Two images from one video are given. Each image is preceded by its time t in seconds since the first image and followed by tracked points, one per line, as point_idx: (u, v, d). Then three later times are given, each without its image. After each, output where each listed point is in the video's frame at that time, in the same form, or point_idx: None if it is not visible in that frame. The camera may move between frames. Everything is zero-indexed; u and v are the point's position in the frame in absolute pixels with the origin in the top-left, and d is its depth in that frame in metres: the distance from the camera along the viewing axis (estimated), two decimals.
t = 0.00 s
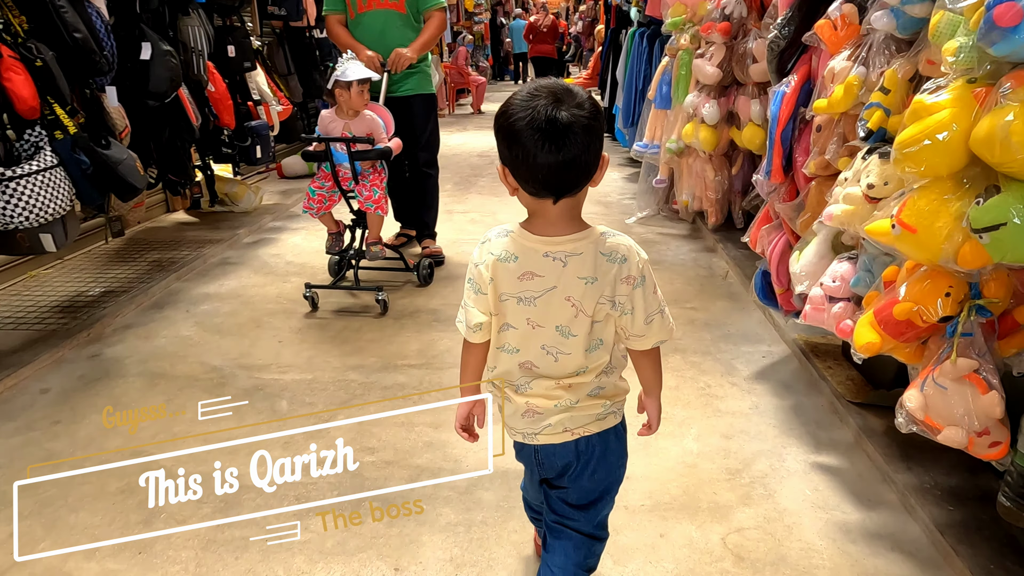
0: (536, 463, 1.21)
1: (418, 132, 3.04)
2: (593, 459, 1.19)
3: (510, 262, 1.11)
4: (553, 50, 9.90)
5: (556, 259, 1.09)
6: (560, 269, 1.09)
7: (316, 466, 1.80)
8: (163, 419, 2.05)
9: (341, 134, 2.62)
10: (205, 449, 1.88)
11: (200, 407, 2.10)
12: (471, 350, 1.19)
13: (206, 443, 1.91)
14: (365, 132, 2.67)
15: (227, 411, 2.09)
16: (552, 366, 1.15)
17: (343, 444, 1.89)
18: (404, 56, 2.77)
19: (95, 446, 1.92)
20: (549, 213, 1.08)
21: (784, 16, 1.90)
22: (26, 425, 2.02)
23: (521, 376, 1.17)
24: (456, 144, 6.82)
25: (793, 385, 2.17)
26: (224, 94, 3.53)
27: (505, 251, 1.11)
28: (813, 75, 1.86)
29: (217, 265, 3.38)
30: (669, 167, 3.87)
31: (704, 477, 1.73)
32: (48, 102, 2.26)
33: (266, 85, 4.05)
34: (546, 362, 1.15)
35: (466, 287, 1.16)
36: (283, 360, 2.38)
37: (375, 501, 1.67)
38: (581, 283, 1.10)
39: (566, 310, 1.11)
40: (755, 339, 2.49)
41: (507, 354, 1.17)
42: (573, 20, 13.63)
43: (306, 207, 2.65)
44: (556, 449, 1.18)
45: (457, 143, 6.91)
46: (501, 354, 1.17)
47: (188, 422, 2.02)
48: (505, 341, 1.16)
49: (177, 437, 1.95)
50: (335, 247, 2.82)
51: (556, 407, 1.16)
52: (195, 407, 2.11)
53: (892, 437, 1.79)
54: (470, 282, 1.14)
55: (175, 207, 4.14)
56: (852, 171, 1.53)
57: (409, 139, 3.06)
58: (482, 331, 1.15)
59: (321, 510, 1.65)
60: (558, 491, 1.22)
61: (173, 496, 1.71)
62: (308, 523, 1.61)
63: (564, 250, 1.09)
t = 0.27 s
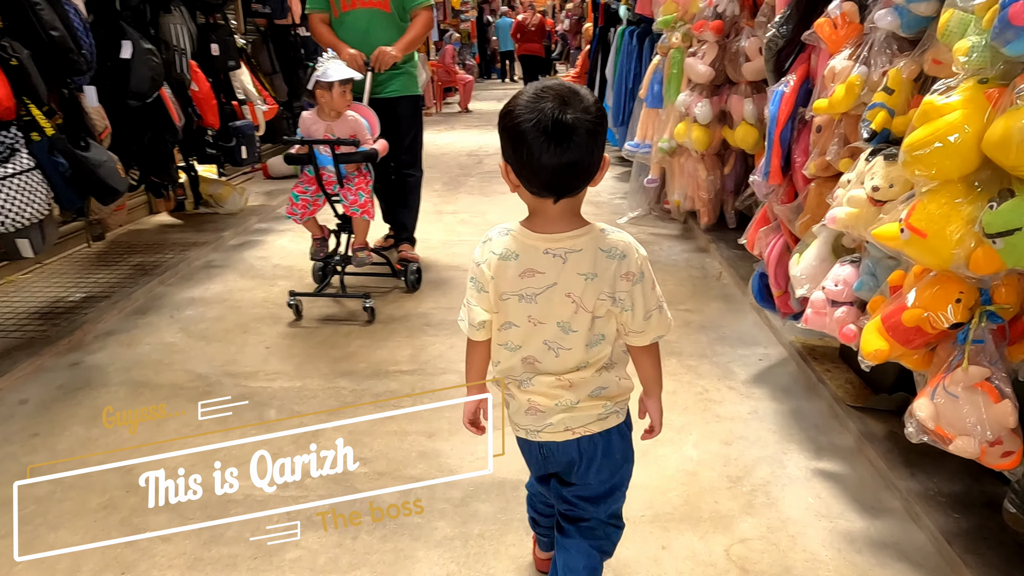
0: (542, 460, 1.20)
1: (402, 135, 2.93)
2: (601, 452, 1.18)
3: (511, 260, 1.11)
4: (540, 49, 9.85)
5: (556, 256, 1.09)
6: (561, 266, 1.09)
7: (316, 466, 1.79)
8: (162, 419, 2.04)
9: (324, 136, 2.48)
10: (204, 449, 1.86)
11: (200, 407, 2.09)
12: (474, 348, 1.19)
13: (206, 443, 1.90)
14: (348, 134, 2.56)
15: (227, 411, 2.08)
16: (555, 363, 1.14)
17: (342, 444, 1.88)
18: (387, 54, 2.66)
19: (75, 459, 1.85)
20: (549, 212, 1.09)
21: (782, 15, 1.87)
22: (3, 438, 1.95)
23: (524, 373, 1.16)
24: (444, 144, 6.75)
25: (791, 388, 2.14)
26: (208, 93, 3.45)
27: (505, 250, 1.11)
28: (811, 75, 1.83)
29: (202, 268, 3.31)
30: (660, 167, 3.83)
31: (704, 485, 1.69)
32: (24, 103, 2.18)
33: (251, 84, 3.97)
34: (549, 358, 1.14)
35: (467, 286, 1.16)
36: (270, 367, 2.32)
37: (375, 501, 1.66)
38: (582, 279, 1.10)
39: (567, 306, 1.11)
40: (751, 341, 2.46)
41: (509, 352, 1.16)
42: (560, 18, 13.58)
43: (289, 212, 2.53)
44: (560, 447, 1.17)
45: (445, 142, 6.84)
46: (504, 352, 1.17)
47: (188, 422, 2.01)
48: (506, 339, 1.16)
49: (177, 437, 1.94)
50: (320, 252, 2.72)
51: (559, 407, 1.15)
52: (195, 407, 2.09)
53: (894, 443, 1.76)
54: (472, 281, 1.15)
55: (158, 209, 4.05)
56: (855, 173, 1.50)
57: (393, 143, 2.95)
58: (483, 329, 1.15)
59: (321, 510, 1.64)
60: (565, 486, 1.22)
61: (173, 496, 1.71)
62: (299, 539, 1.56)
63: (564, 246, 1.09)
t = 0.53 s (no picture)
0: (548, 453, 1.21)
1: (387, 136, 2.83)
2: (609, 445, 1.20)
3: (516, 256, 1.11)
4: (529, 47, 9.79)
5: (560, 250, 1.10)
6: (565, 259, 1.10)
7: (316, 466, 1.78)
8: (163, 419, 2.02)
9: (307, 138, 2.36)
10: (204, 448, 1.86)
11: (200, 407, 2.07)
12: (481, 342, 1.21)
13: (207, 442, 1.90)
14: (332, 136, 2.44)
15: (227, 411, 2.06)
16: (562, 357, 1.15)
17: (343, 444, 1.87)
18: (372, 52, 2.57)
19: (56, 474, 1.79)
20: (552, 206, 1.09)
21: (781, 12, 1.83)
22: None
23: (531, 369, 1.17)
24: (433, 143, 6.67)
25: (790, 392, 2.11)
26: (192, 93, 3.37)
27: (510, 246, 1.12)
28: (811, 74, 1.80)
29: (187, 271, 3.24)
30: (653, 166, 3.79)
31: (706, 495, 1.65)
32: None
33: (236, 83, 3.89)
34: (556, 353, 1.15)
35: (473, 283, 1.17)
36: (258, 374, 2.26)
37: (374, 501, 1.66)
38: (587, 272, 1.10)
39: (573, 300, 1.11)
40: (749, 344, 2.43)
41: (517, 347, 1.17)
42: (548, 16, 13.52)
43: (272, 218, 2.45)
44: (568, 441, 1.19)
45: (434, 142, 6.77)
46: (512, 347, 1.17)
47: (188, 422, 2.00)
48: (514, 334, 1.16)
49: (178, 437, 1.93)
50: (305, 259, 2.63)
51: (566, 404, 1.16)
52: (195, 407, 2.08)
53: (898, 449, 1.73)
54: (477, 278, 1.16)
55: (141, 211, 3.96)
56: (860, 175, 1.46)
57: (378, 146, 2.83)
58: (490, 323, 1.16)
59: (321, 510, 1.63)
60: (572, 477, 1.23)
61: (173, 496, 1.70)
62: (290, 556, 1.50)
63: (568, 240, 1.10)
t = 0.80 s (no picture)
0: (559, 450, 1.19)
1: (371, 139, 2.74)
2: (617, 439, 1.20)
3: (519, 249, 1.11)
4: (517, 46, 9.75)
5: (563, 243, 1.10)
6: (568, 253, 1.10)
7: (316, 466, 1.77)
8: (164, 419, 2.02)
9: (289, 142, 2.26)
10: (203, 448, 1.86)
11: (200, 407, 2.07)
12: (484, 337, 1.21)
13: (207, 442, 1.89)
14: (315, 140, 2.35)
15: (227, 411, 2.05)
16: (567, 353, 1.14)
17: (343, 444, 1.86)
18: (355, 52, 2.49)
19: (35, 490, 1.73)
20: (555, 198, 1.09)
21: (778, 11, 1.80)
22: None
23: (537, 366, 1.16)
24: (420, 144, 6.61)
25: (787, 396, 2.08)
26: (175, 93, 3.30)
27: (513, 240, 1.12)
28: (809, 74, 1.77)
29: (172, 275, 3.17)
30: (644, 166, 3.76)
31: (706, 504, 1.62)
32: None
33: (221, 83, 3.82)
34: (561, 347, 1.15)
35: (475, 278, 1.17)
36: (244, 383, 2.20)
37: (375, 501, 1.65)
38: (590, 266, 1.10)
39: (576, 294, 1.11)
40: (744, 347, 2.40)
41: (521, 342, 1.17)
42: (535, 16, 13.49)
43: (253, 227, 2.34)
44: (579, 437, 1.17)
45: (421, 142, 6.70)
46: (515, 342, 1.17)
47: (188, 422, 2.00)
48: (517, 330, 1.16)
49: (179, 437, 1.93)
50: (288, 267, 2.54)
51: (575, 398, 1.15)
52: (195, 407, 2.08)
53: (899, 455, 1.70)
54: (479, 273, 1.15)
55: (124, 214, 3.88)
56: (862, 177, 1.43)
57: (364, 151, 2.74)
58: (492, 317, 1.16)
59: (321, 510, 1.63)
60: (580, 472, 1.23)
61: (173, 496, 1.70)
62: (279, 573, 1.45)
63: (570, 233, 1.10)
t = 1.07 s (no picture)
0: (569, 448, 1.20)
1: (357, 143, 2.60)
2: (622, 432, 1.22)
3: (520, 244, 1.11)
4: (505, 44, 9.69)
5: (565, 238, 1.09)
6: (570, 248, 1.10)
7: (316, 466, 1.77)
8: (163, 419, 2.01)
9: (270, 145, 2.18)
10: (204, 448, 1.85)
11: (200, 407, 2.06)
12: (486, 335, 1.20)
13: (208, 442, 1.88)
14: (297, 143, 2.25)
15: (227, 411, 2.04)
16: (573, 348, 1.14)
17: (342, 444, 1.86)
18: (338, 52, 2.34)
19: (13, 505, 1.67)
20: (556, 194, 1.09)
21: (774, 9, 1.77)
22: None
23: (542, 364, 1.15)
24: (408, 144, 6.55)
25: (784, 399, 2.05)
26: (158, 94, 3.22)
27: (514, 235, 1.11)
28: (806, 73, 1.74)
29: (156, 279, 3.10)
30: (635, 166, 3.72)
31: (705, 512, 1.59)
32: None
33: (205, 83, 3.75)
34: (566, 343, 1.14)
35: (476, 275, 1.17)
36: (231, 391, 2.14)
37: (375, 501, 1.65)
38: (592, 260, 1.10)
39: (579, 289, 1.11)
40: (740, 349, 2.37)
41: (525, 339, 1.16)
42: (523, 15, 13.44)
43: (233, 234, 2.27)
44: (588, 432, 1.19)
45: (410, 142, 6.64)
46: (519, 339, 1.16)
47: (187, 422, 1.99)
48: (520, 327, 1.15)
49: (179, 437, 1.91)
50: (271, 275, 2.45)
51: (585, 393, 1.16)
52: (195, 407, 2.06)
53: (900, 459, 1.67)
54: (480, 269, 1.15)
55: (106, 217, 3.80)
56: (864, 179, 1.41)
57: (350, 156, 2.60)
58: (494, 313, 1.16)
59: (321, 510, 1.63)
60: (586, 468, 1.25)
61: (173, 496, 1.69)
62: None
63: (572, 227, 1.10)
